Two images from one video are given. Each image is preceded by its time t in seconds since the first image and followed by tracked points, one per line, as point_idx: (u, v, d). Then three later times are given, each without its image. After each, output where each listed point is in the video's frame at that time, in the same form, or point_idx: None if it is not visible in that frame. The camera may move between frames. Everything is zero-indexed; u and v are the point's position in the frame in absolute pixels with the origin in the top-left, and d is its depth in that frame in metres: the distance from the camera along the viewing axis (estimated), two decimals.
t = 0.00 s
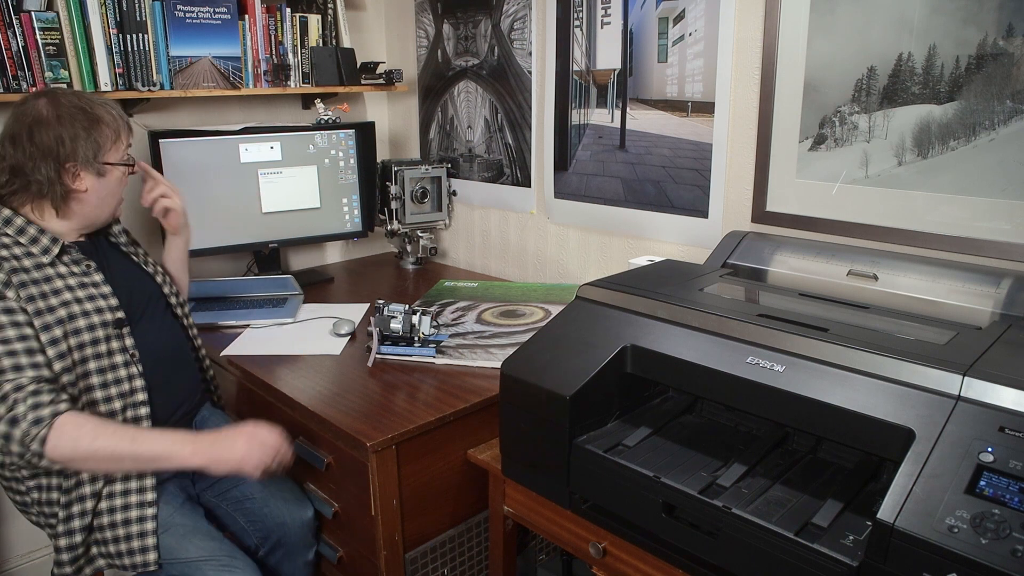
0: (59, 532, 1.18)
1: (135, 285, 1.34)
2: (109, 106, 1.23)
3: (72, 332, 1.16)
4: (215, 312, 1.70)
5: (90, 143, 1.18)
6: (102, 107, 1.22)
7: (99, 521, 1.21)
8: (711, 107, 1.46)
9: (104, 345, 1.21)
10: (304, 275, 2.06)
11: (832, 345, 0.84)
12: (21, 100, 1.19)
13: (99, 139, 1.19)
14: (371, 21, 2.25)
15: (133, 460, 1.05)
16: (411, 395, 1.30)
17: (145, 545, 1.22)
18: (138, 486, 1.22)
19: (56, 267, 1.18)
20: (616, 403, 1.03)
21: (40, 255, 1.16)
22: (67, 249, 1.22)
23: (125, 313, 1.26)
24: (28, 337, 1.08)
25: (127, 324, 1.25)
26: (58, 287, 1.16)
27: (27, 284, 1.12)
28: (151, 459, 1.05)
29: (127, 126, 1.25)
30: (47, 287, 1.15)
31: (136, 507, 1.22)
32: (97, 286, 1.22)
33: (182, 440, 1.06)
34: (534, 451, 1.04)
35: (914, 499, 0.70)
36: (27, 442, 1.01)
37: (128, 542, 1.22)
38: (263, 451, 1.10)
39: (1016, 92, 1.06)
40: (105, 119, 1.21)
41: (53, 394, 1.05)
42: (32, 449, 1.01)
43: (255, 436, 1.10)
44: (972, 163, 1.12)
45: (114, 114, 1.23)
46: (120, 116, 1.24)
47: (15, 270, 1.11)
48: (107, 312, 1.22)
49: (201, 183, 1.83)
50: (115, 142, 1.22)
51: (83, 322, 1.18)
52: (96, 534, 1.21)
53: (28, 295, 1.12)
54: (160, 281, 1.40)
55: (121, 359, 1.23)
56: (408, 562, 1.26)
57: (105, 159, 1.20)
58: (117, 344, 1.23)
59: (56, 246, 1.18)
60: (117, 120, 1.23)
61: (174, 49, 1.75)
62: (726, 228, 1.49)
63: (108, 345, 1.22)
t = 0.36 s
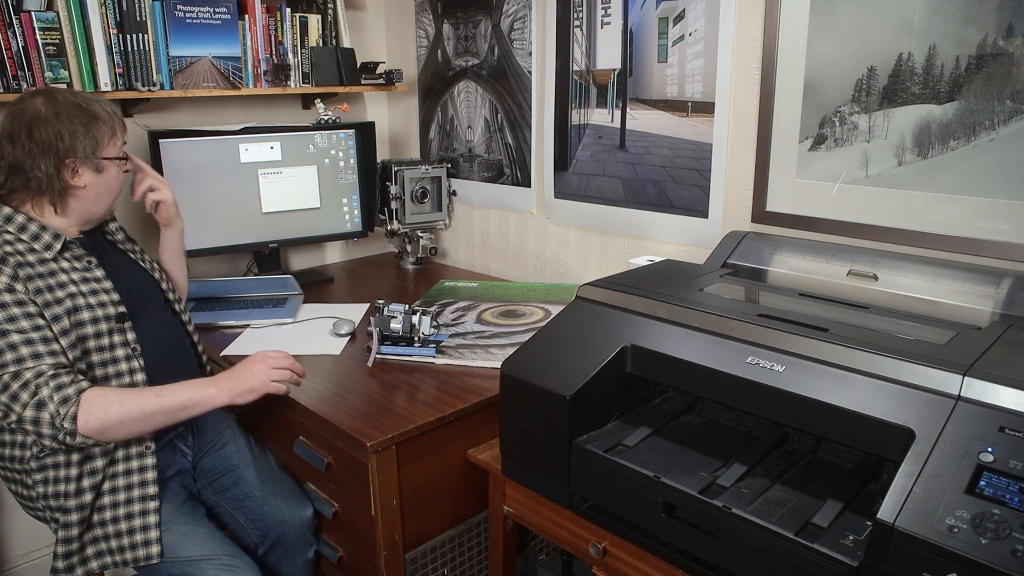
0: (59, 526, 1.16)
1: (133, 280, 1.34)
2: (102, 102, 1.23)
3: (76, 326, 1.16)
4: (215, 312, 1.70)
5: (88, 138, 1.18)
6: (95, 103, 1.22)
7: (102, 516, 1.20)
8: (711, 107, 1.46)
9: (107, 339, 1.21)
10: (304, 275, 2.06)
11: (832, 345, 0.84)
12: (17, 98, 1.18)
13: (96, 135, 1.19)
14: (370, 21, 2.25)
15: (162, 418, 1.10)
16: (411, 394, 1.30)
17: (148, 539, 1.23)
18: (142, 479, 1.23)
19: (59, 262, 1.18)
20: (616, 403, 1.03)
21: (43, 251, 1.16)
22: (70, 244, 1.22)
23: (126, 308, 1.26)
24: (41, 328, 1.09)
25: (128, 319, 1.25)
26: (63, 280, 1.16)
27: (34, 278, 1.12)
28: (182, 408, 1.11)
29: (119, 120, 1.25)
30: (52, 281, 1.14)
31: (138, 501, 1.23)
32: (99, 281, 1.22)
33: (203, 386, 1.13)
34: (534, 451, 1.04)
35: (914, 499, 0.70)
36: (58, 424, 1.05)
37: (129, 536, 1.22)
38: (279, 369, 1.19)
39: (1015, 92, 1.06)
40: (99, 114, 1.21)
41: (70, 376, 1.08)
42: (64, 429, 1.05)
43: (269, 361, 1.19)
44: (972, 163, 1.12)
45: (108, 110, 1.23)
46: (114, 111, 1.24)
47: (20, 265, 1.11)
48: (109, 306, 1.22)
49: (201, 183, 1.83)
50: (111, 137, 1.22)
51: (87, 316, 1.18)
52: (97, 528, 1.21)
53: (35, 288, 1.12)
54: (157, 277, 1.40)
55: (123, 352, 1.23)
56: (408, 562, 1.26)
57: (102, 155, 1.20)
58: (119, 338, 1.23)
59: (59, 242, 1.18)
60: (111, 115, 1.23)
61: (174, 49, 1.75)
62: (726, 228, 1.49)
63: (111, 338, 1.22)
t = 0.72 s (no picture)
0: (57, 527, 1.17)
1: (137, 280, 1.34)
2: (94, 99, 1.22)
3: (75, 326, 1.16)
4: (216, 312, 1.70)
5: (74, 133, 1.17)
6: (86, 99, 1.21)
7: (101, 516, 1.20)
8: (711, 107, 1.45)
9: (106, 340, 1.21)
10: (304, 275, 2.06)
11: (832, 345, 0.84)
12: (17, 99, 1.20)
13: (83, 129, 1.18)
14: (371, 21, 2.25)
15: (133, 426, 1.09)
16: (411, 395, 1.30)
17: (148, 539, 1.23)
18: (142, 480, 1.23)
19: (60, 261, 1.18)
20: (616, 403, 1.03)
21: (44, 250, 1.16)
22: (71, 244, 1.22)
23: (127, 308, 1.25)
24: (29, 329, 1.09)
25: (129, 319, 1.25)
26: (61, 281, 1.16)
27: (31, 278, 1.12)
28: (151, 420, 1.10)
29: (111, 115, 1.23)
30: (50, 282, 1.15)
31: (139, 501, 1.23)
32: (99, 281, 1.22)
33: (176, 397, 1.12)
34: (534, 451, 1.04)
35: (914, 499, 0.70)
36: (25, 429, 1.05)
37: (130, 536, 1.22)
38: (255, 382, 1.20)
39: (1015, 92, 1.06)
40: (87, 109, 1.20)
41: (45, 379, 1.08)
42: (30, 433, 1.05)
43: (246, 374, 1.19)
44: (972, 163, 1.12)
45: (98, 105, 1.22)
46: (105, 106, 1.23)
47: (18, 264, 1.12)
48: (109, 306, 1.21)
49: (200, 184, 1.83)
50: (100, 132, 1.20)
51: (85, 316, 1.17)
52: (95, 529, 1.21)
53: (30, 288, 1.12)
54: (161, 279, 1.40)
55: (122, 353, 1.23)
56: (408, 562, 1.26)
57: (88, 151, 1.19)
58: (119, 339, 1.23)
59: (60, 241, 1.18)
60: (101, 110, 1.22)
61: (174, 49, 1.75)
62: (726, 227, 1.49)
63: (110, 339, 1.21)
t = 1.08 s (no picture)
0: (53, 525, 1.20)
1: (139, 283, 1.35)
2: (24, 95, 1.25)
3: (50, 335, 1.17)
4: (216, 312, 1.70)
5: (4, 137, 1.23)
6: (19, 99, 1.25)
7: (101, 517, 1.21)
8: (711, 107, 1.46)
9: (91, 349, 1.21)
10: (304, 275, 2.06)
11: (832, 345, 0.84)
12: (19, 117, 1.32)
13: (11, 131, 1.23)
14: (371, 21, 2.25)
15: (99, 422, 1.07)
16: (411, 395, 1.30)
17: (154, 538, 1.23)
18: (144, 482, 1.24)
19: (49, 266, 1.20)
20: (616, 403, 1.03)
21: (33, 255, 1.19)
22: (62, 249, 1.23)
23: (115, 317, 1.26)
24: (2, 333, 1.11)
25: (116, 329, 1.25)
26: (42, 287, 1.18)
27: (11, 283, 1.15)
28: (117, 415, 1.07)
29: (44, 109, 1.24)
30: (31, 287, 1.17)
31: (142, 502, 1.23)
32: (86, 288, 1.23)
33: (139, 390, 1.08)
34: (534, 451, 1.04)
35: (914, 499, 0.70)
36: None
37: (135, 537, 1.22)
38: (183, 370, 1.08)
39: (1016, 92, 1.06)
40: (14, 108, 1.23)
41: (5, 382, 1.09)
42: None
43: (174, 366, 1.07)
44: (972, 163, 1.12)
45: (25, 100, 1.24)
46: (34, 99, 1.24)
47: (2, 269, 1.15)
48: (92, 315, 1.22)
49: (200, 184, 1.83)
50: (24, 129, 1.22)
51: (63, 324, 1.19)
52: (96, 528, 1.22)
53: (8, 292, 1.14)
54: (171, 288, 1.41)
55: (107, 363, 1.23)
56: (408, 562, 1.26)
57: (20, 148, 1.22)
58: (103, 348, 1.23)
59: (48, 247, 1.20)
60: (27, 106, 1.23)
61: (174, 50, 1.75)
62: (726, 227, 1.49)
63: (93, 348, 1.22)
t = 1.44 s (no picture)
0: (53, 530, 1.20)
1: (138, 285, 1.34)
2: (41, 95, 1.24)
3: (50, 338, 1.17)
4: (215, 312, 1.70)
5: (14, 136, 1.20)
6: (35, 98, 1.23)
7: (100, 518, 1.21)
8: (711, 107, 1.45)
9: (92, 352, 1.22)
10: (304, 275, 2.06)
11: (832, 345, 0.84)
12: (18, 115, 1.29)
13: (25, 129, 1.21)
14: (371, 21, 2.25)
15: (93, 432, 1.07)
16: (411, 395, 1.30)
17: (153, 542, 1.23)
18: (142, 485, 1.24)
19: (46, 269, 1.20)
20: (616, 403, 1.03)
21: (32, 258, 1.18)
22: (59, 251, 1.23)
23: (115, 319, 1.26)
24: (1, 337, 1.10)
25: (116, 331, 1.25)
26: (41, 290, 1.17)
27: (9, 287, 1.14)
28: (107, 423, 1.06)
29: (66, 112, 1.24)
30: (30, 291, 1.16)
31: (140, 505, 1.24)
32: (85, 290, 1.23)
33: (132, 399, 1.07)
34: (534, 451, 1.04)
35: (914, 499, 0.70)
36: None
37: (135, 541, 1.23)
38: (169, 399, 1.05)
39: (1015, 92, 1.06)
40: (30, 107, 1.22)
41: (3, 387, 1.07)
42: None
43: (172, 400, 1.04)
44: (972, 163, 1.12)
45: (44, 101, 1.23)
46: (55, 102, 1.24)
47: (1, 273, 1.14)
48: (92, 317, 1.22)
49: (200, 184, 1.83)
50: (43, 129, 1.21)
51: (63, 327, 1.18)
52: (99, 532, 1.22)
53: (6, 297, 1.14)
54: (172, 289, 1.40)
55: (108, 366, 1.23)
56: (408, 562, 1.26)
57: (35, 149, 1.20)
58: (104, 351, 1.23)
59: (46, 250, 1.20)
60: (47, 107, 1.23)
61: (174, 49, 1.75)
62: (726, 227, 1.49)
63: (93, 351, 1.22)
